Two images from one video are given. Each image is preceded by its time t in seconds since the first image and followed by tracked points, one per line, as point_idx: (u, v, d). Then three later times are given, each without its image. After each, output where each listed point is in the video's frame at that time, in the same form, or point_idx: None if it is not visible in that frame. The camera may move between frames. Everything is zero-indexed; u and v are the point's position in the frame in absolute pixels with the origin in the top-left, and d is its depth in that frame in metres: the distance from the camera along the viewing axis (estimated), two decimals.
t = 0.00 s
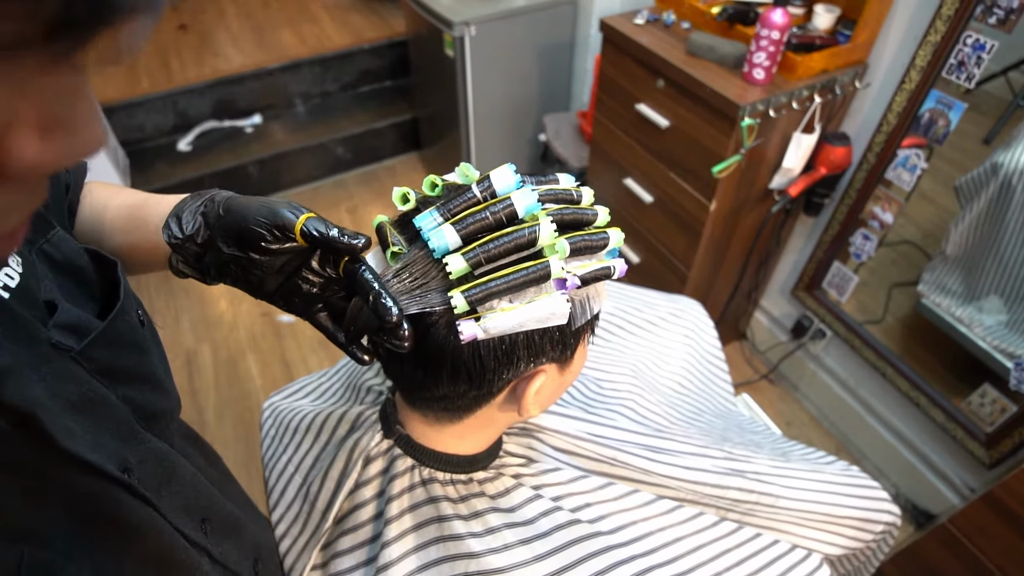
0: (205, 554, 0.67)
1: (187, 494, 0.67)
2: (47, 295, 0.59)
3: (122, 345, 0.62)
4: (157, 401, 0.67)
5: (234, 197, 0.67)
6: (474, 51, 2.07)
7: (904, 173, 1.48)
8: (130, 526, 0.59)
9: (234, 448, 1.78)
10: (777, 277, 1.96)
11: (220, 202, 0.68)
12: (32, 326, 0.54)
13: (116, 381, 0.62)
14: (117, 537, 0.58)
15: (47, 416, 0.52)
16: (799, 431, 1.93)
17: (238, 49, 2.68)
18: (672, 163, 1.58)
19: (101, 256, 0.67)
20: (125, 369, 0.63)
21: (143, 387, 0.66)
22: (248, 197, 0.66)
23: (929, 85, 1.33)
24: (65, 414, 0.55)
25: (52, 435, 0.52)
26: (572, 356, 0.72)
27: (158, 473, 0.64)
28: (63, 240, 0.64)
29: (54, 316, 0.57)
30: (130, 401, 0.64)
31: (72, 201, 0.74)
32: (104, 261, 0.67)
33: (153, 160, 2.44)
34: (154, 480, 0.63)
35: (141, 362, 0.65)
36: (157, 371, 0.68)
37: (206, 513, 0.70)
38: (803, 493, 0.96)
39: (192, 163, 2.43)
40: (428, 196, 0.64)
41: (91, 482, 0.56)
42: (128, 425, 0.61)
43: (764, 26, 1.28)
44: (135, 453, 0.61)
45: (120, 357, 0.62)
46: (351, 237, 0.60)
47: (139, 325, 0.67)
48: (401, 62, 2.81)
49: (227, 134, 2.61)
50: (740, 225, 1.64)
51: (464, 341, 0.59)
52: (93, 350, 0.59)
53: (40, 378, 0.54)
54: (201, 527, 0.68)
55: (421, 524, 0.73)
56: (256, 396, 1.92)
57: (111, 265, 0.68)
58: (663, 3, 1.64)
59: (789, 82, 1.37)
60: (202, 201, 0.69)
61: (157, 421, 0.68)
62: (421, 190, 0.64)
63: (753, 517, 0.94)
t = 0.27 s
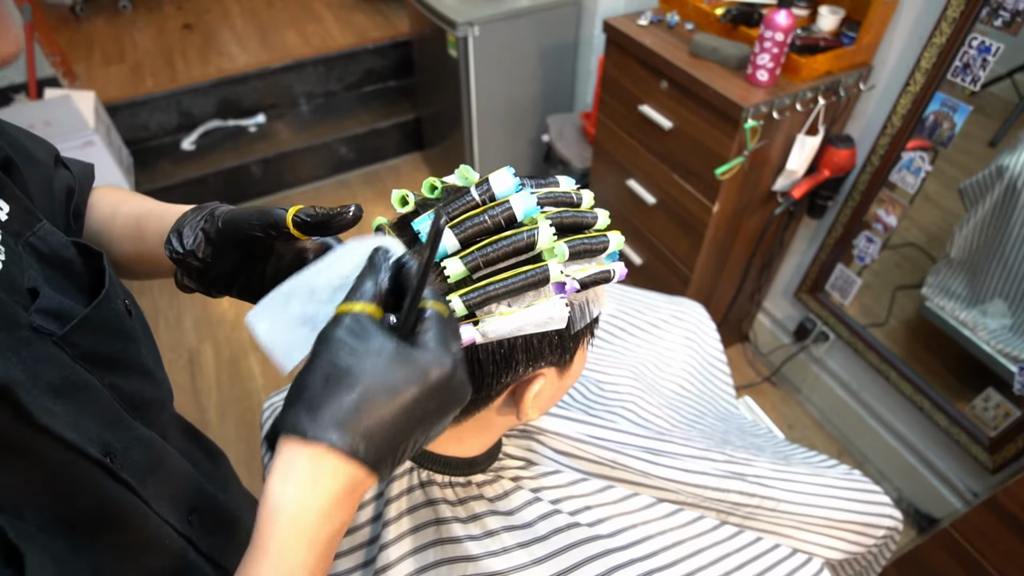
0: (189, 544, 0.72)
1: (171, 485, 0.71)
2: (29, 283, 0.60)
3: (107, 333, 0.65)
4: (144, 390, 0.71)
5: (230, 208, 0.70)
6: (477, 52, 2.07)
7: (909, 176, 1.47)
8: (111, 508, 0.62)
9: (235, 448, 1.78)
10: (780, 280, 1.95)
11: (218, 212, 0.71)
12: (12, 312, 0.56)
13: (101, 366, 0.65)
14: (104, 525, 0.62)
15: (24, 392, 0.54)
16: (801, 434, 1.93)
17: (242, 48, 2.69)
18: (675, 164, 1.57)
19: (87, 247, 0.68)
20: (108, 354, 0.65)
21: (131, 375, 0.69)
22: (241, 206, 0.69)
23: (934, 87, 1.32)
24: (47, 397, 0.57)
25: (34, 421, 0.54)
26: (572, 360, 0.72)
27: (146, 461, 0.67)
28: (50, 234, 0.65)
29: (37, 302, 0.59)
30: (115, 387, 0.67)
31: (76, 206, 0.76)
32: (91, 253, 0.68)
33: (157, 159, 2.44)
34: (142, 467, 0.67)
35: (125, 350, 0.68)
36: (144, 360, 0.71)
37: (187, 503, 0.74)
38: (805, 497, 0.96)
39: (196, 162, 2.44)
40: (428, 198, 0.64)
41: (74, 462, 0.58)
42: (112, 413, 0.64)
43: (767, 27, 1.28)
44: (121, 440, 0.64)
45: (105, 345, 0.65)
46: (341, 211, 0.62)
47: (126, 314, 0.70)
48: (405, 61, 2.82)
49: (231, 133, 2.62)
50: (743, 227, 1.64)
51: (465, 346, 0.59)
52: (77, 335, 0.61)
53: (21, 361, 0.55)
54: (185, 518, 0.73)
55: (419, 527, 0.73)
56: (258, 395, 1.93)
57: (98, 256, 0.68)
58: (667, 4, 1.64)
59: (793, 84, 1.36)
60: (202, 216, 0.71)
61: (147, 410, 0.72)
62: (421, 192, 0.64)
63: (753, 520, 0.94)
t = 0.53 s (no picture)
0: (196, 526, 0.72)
1: (173, 469, 0.71)
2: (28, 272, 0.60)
3: (105, 322, 0.65)
4: (142, 378, 0.71)
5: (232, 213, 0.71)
6: (481, 52, 2.07)
7: (913, 179, 1.47)
8: (119, 487, 0.62)
9: (237, 446, 1.79)
10: (783, 282, 1.94)
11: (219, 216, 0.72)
12: (13, 297, 0.56)
13: (101, 354, 0.66)
14: (108, 503, 0.62)
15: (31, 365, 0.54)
16: (803, 437, 1.92)
17: (246, 47, 2.69)
18: (679, 166, 1.57)
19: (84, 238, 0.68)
20: (108, 343, 0.66)
21: (129, 363, 0.69)
22: (243, 214, 0.70)
23: (939, 90, 1.32)
24: (50, 378, 0.57)
25: (42, 397, 0.55)
26: (571, 364, 0.72)
27: (148, 443, 0.67)
28: (46, 227, 0.64)
29: (37, 289, 0.59)
30: (115, 374, 0.67)
31: (82, 203, 0.77)
32: (87, 245, 0.67)
33: (161, 158, 2.45)
34: (144, 450, 0.66)
35: (123, 339, 0.68)
36: (144, 351, 0.72)
37: (192, 492, 0.74)
38: (806, 501, 0.95)
39: (200, 160, 2.44)
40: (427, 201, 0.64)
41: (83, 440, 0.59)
42: (112, 400, 0.64)
43: (772, 29, 1.27)
44: (122, 422, 0.64)
45: (104, 334, 0.65)
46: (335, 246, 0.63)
47: (125, 304, 0.69)
48: (409, 61, 2.81)
49: (235, 132, 2.62)
50: (746, 229, 1.63)
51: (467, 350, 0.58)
52: (75, 322, 0.61)
53: (26, 343, 0.56)
54: (188, 502, 0.72)
55: (417, 529, 0.73)
56: (260, 394, 1.93)
57: (94, 248, 0.68)
58: (671, 5, 1.64)
59: (798, 86, 1.35)
60: (201, 217, 0.73)
61: (145, 398, 0.72)
62: (420, 194, 0.65)
63: (754, 525, 0.94)
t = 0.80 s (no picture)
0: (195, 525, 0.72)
1: (174, 467, 0.71)
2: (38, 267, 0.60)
3: (115, 317, 0.65)
4: (147, 372, 0.71)
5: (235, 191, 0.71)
6: (486, 52, 2.07)
7: (919, 181, 1.46)
8: (123, 486, 0.62)
9: (239, 445, 1.79)
10: (788, 284, 1.94)
11: (223, 192, 0.72)
12: (23, 293, 0.56)
13: (108, 350, 0.66)
14: (112, 501, 0.62)
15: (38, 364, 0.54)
16: (807, 440, 1.91)
17: (252, 46, 2.69)
18: (684, 168, 1.56)
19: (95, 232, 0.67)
20: (116, 337, 0.66)
21: (135, 356, 0.70)
22: (247, 194, 0.69)
23: (946, 92, 1.31)
24: (55, 377, 0.57)
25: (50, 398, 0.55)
26: (573, 366, 0.72)
27: (148, 441, 0.67)
28: (56, 217, 0.64)
29: (46, 285, 0.59)
30: (120, 368, 0.67)
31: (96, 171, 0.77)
32: (97, 238, 0.67)
33: (167, 156, 2.46)
34: (145, 448, 0.66)
35: (131, 332, 0.68)
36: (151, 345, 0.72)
37: (194, 489, 0.74)
38: (809, 504, 0.95)
39: (205, 159, 2.45)
40: (428, 202, 0.64)
41: (84, 438, 0.58)
42: (116, 398, 0.64)
43: (777, 30, 1.26)
44: (123, 420, 0.64)
45: (112, 329, 0.65)
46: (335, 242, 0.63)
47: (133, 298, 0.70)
48: (414, 61, 2.82)
49: (240, 131, 2.63)
50: (751, 231, 1.63)
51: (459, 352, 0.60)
52: (84, 318, 0.61)
53: (32, 341, 0.56)
54: (189, 500, 0.73)
55: (418, 530, 0.73)
56: (263, 393, 1.93)
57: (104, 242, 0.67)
58: (676, 6, 1.63)
59: (804, 88, 1.35)
60: (202, 191, 0.72)
61: (149, 392, 0.72)
62: (421, 196, 0.65)
63: (756, 528, 0.93)
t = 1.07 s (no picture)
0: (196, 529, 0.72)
1: (174, 472, 0.71)
2: (33, 270, 0.60)
3: (114, 320, 0.65)
4: (147, 374, 0.71)
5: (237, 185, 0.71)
6: (491, 52, 2.06)
7: (925, 184, 1.45)
8: (123, 492, 0.62)
9: (242, 444, 1.79)
10: (792, 286, 1.93)
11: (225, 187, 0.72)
12: (20, 299, 0.56)
13: (108, 352, 0.66)
14: (113, 508, 0.62)
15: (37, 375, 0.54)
16: (810, 443, 1.91)
17: (257, 45, 2.70)
18: (688, 169, 1.56)
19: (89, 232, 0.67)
20: (115, 340, 0.66)
21: (134, 358, 0.70)
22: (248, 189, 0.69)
23: (953, 94, 1.30)
24: (53, 384, 0.57)
25: (49, 405, 0.55)
26: (574, 369, 0.72)
27: (147, 446, 0.67)
28: (49, 217, 0.64)
29: (43, 290, 0.59)
30: (120, 371, 0.67)
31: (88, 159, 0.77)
32: (92, 239, 0.67)
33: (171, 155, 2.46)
34: (144, 453, 0.67)
35: (130, 334, 0.68)
36: (150, 346, 0.72)
37: (194, 492, 0.74)
38: (811, 508, 0.94)
39: (210, 158, 2.45)
40: (428, 204, 0.64)
41: (82, 446, 0.58)
42: (113, 399, 0.64)
43: (783, 32, 1.26)
44: (123, 426, 0.65)
45: (111, 331, 0.65)
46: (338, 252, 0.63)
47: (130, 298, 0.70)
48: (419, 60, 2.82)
49: (245, 130, 2.63)
50: (755, 232, 1.62)
51: (458, 355, 0.60)
52: (83, 321, 0.61)
53: (28, 348, 0.56)
54: (189, 504, 0.73)
55: (418, 532, 0.73)
56: (266, 391, 1.93)
57: (99, 242, 0.67)
58: (682, 7, 1.63)
59: (809, 90, 1.34)
60: (204, 182, 0.72)
61: (148, 393, 0.72)
62: (422, 198, 0.65)
63: (759, 531, 0.93)
